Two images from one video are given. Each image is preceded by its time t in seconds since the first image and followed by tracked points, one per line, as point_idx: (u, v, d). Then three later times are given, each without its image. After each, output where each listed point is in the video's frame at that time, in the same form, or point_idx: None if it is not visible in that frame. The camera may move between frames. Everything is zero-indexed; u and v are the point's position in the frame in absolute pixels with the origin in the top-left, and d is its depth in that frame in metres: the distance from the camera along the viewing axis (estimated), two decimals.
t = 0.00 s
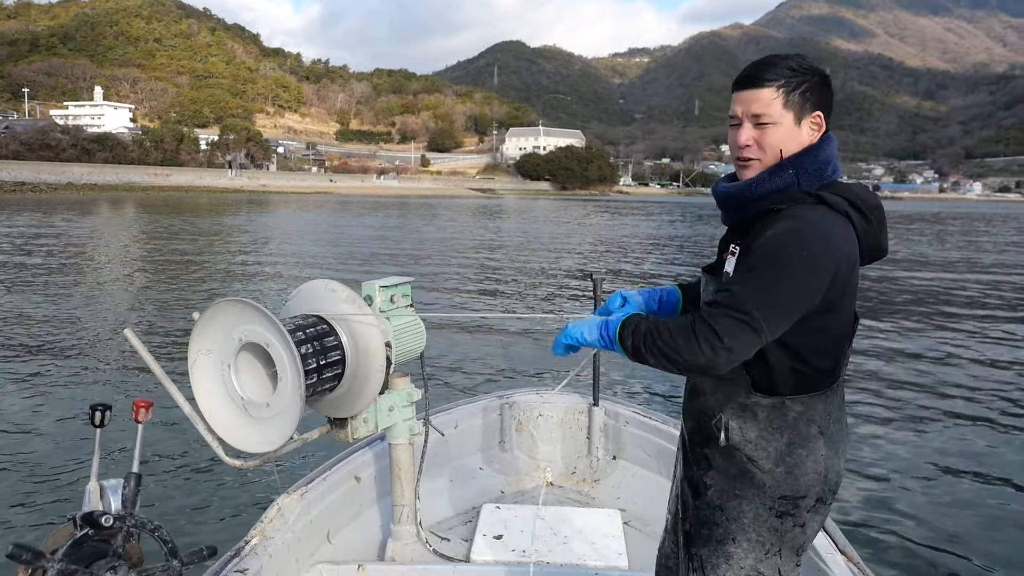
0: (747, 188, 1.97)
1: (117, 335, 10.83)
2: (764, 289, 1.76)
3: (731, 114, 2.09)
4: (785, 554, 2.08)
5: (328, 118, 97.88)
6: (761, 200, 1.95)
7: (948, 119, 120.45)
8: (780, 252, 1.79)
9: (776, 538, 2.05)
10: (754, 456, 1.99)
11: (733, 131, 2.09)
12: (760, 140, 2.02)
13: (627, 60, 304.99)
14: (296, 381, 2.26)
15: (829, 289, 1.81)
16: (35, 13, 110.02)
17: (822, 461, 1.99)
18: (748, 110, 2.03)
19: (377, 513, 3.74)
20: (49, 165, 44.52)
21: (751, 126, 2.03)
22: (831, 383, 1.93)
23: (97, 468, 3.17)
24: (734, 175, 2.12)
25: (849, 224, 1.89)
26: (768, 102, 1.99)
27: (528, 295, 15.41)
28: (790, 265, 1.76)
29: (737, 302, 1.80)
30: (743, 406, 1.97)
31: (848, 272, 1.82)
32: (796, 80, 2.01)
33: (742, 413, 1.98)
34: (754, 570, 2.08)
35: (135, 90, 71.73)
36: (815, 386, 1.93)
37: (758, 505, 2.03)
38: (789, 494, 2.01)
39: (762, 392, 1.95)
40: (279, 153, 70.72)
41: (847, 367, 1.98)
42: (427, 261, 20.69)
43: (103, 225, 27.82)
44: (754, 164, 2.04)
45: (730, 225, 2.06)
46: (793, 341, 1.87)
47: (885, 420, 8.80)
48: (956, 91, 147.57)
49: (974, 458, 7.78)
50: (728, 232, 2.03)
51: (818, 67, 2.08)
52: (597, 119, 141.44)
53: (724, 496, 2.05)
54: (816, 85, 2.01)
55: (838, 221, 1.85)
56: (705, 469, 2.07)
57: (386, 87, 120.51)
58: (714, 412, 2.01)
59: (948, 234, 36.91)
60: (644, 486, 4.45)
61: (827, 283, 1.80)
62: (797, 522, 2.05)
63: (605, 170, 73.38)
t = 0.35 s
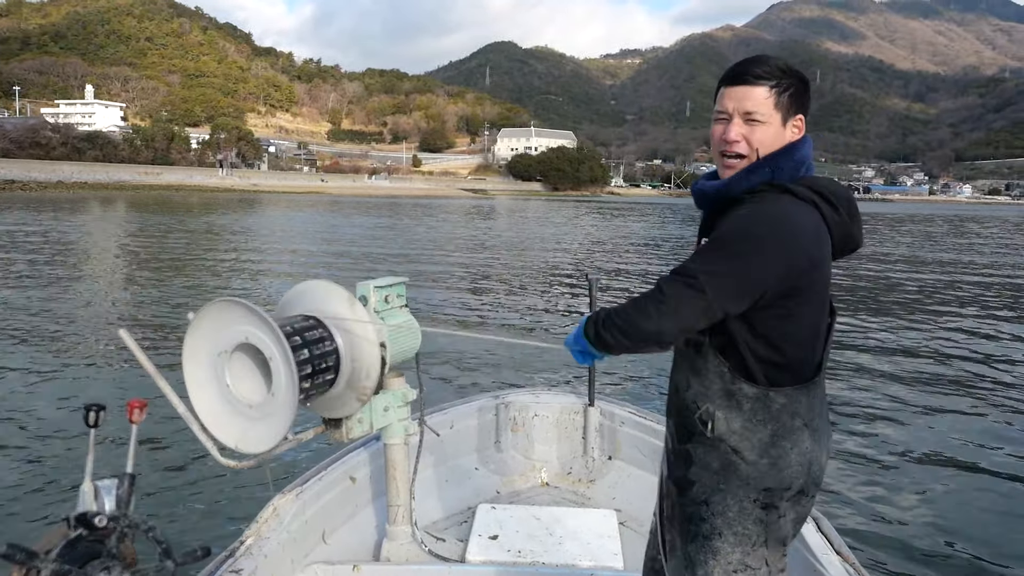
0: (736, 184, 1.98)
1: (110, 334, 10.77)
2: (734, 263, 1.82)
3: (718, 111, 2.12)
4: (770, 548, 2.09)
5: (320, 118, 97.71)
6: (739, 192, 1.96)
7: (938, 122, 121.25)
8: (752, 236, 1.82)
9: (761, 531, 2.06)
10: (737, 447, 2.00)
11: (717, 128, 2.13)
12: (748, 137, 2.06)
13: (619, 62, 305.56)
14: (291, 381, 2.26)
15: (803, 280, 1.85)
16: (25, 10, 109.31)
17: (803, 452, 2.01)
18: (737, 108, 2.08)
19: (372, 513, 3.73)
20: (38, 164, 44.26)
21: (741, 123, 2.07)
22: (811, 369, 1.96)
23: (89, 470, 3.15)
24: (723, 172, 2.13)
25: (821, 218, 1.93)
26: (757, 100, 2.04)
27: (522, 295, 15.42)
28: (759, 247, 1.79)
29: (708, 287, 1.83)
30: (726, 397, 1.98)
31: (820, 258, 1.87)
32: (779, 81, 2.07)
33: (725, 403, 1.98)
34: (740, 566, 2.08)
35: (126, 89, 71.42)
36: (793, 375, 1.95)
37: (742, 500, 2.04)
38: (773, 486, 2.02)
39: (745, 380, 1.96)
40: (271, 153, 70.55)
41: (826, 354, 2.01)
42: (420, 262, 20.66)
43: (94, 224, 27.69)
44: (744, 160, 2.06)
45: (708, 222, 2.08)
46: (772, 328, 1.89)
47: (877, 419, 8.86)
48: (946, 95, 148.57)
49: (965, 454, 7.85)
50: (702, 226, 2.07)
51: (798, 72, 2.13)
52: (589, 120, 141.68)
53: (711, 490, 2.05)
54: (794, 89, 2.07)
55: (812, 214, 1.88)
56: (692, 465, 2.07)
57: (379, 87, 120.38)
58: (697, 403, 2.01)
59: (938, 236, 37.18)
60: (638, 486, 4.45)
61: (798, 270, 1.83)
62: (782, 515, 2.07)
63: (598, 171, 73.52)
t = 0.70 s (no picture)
0: (745, 178, 2.02)
1: (114, 334, 10.76)
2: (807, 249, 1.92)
3: (710, 112, 2.15)
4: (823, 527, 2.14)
5: (320, 116, 97.76)
6: (771, 189, 2.00)
7: (940, 121, 121.18)
8: (817, 229, 1.92)
9: (813, 511, 2.10)
10: (791, 435, 2.05)
11: (711, 128, 2.15)
12: (746, 132, 2.10)
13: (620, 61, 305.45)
14: (301, 380, 2.26)
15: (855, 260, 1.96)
16: (26, 9, 109.32)
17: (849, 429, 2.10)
18: (731, 106, 2.12)
19: (381, 513, 3.74)
20: (37, 162, 44.23)
21: (739, 120, 2.11)
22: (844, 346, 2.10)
23: (101, 471, 3.12)
24: (721, 172, 2.16)
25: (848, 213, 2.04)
26: (748, 99, 2.10)
27: (524, 294, 15.39)
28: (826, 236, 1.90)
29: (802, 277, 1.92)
30: (773, 393, 2.05)
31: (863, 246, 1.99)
32: (765, 81, 2.13)
33: (773, 397, 2.05)
34: (797, 550, 2.10)
35: (126, 87, 71.37)
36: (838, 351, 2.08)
37: (797, 484, 2.07)
38: (824, 466, 2.10)
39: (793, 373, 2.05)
40: (271, 151, 70.55)
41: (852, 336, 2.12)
42: (420, 260, 20.60)
43: (94, 222, 27.72)
44: (740, 158, 2.10)
45: (732, 215, 2.10)
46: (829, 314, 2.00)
47: (884, 417, 8.82)
48: (947, 95, 148.55)
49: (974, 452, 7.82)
50: (732, 233, 2.09)
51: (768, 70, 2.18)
52: (590, 119, 141.69)
53: (762, 482, 2.08)
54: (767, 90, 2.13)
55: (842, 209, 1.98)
56: (740, 456, 2.10)
57: (379, 86, 120.36)
58: (748, 402, 2.07)
59: (938, 235, 37.23)
60: (645, 483, 4.47)
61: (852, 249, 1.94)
62: (830, 494, 2.13)
63: (598, 170, 73.51)
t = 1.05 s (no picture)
0: (741, 180, 2.03)
1: (112, 334, 10.74)
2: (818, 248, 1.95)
3: (704, 113, 2.16)
4: (816, 530, 2.14)
5: (314, 115, 97.55)
6: (774, 192, 2.02)
7: (932, 121, 121.73)
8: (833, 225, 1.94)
9: (805, 515, 2.11)
10: (782, 441, 2.07)
11: (707, 130, 2.16)
12: (741, 133, 2.11)
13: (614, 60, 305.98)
14: (302, 385, 2.25)
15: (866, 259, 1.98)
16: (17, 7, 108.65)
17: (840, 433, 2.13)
18: (724, 106, 2.13)
19: (380, 514, 3.74)
20: (29, 161, 43.90)
21: (734, 120, 2.11)
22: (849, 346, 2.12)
23: (102, 471, 3.09)
24: (719, 174, 2.16)
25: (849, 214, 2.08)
26: (742, 100, 2.12)
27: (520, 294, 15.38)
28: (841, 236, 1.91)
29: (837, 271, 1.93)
30: (766, 397, 2.06)
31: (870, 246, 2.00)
32: (757, 82, 2.16)
33: (767, 402, 2.06)
34: (790, 553, 2.12)
35: (119, 85, 70.93)
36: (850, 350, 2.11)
37: (792, 488, 2.08)
38: (818, 469, 2.11)
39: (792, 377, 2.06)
40: (265, 150, 70.30)
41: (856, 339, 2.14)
42: (416, 260, 20.58)
43: (86, 221, 27.58)
44: (735, 159, 2.11)
45: (733, 216, 2.10)
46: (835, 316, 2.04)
47: (878, 417, 8.84)
48: (939, 95, 149.28)
49: (966, 453, 7.84)
50: (734, 239, 2.09)
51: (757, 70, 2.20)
52: (584, 118, 141.79)
53: (755, 486, 2.09)
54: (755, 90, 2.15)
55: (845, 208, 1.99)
56: (733, 458, 2.12)
57: (373, 84, 120.05)
58: (743, 407, 2.08)
59: (930, 234, 37.41)
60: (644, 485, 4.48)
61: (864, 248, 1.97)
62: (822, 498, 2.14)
63: (593, 169, 73.52)
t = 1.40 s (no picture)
0: (730, 179, 1.99)
1: (90, 332, 10.62)
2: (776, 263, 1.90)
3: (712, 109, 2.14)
4: (772, 555, 2.11)
5: (294, 113, 96.84)
6: (745, 202, 1.98)
7: (908, 122, 123.43)
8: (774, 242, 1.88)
9: (761, 538, 2.08)
10: (737, 458, 2.04)
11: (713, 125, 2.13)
12: (731, 132, 2.08)
13: (595, 58, 306.54)
14: (279, 379, 2.24)
15: (823, 279, 1.93)
16: None
17: (800, 457, 2.06)
18: (724, 102, 2.09)
19: (360, 512, 3.72)
20: (4, 158, 43.15)
21: (726, 118, 2.08)
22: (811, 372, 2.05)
23: (80, 469, 3.04)
24: (710, 168, 2.15)
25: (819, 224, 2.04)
26: (744, 96, 2.04)
27: (503, 292, 15.39)
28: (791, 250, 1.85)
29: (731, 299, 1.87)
30: (723, 411, 2.04)
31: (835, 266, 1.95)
32: (789, 79, 2.06)
33: (722, 414, 2.03)
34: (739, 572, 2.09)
35: (96, 82, 69.90)
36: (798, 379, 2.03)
37: (741, 509, 2.06)
38: (773, 494, 2.06)
39: (743, 394, 2.02)
40: (245, 148, 69.69)
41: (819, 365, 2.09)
42: (398, 259, 20.54)
43: (61, 219, 27.20)
44: (729, 155, 2.09)
45: (715, 221, 2.08)
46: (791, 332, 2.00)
47: (854, 416, 8.92)
48: (915, 95, 151.35)
49: (940, 452, 7.92)
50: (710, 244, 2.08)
51: (805, 67, 2.10)
52: (566, 117, 142.09)
53: (705, 501, 2.08)
54: (797, 87, 2.06)
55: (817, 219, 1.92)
56: (691, 470, 2.11)
57: (354, 82, 119.44)
58: (700, 418, 2.06)
59: (906, 233, 37.97)
60: (627, 483, 4.51)
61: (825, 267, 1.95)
62: (780, 522, 2.09)
63: (574, 168, 73.77)
